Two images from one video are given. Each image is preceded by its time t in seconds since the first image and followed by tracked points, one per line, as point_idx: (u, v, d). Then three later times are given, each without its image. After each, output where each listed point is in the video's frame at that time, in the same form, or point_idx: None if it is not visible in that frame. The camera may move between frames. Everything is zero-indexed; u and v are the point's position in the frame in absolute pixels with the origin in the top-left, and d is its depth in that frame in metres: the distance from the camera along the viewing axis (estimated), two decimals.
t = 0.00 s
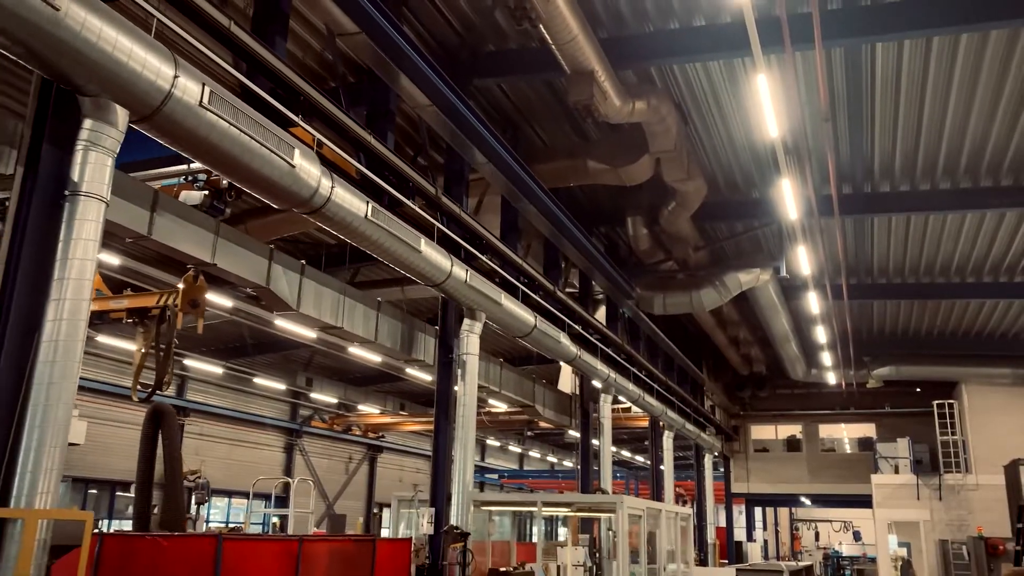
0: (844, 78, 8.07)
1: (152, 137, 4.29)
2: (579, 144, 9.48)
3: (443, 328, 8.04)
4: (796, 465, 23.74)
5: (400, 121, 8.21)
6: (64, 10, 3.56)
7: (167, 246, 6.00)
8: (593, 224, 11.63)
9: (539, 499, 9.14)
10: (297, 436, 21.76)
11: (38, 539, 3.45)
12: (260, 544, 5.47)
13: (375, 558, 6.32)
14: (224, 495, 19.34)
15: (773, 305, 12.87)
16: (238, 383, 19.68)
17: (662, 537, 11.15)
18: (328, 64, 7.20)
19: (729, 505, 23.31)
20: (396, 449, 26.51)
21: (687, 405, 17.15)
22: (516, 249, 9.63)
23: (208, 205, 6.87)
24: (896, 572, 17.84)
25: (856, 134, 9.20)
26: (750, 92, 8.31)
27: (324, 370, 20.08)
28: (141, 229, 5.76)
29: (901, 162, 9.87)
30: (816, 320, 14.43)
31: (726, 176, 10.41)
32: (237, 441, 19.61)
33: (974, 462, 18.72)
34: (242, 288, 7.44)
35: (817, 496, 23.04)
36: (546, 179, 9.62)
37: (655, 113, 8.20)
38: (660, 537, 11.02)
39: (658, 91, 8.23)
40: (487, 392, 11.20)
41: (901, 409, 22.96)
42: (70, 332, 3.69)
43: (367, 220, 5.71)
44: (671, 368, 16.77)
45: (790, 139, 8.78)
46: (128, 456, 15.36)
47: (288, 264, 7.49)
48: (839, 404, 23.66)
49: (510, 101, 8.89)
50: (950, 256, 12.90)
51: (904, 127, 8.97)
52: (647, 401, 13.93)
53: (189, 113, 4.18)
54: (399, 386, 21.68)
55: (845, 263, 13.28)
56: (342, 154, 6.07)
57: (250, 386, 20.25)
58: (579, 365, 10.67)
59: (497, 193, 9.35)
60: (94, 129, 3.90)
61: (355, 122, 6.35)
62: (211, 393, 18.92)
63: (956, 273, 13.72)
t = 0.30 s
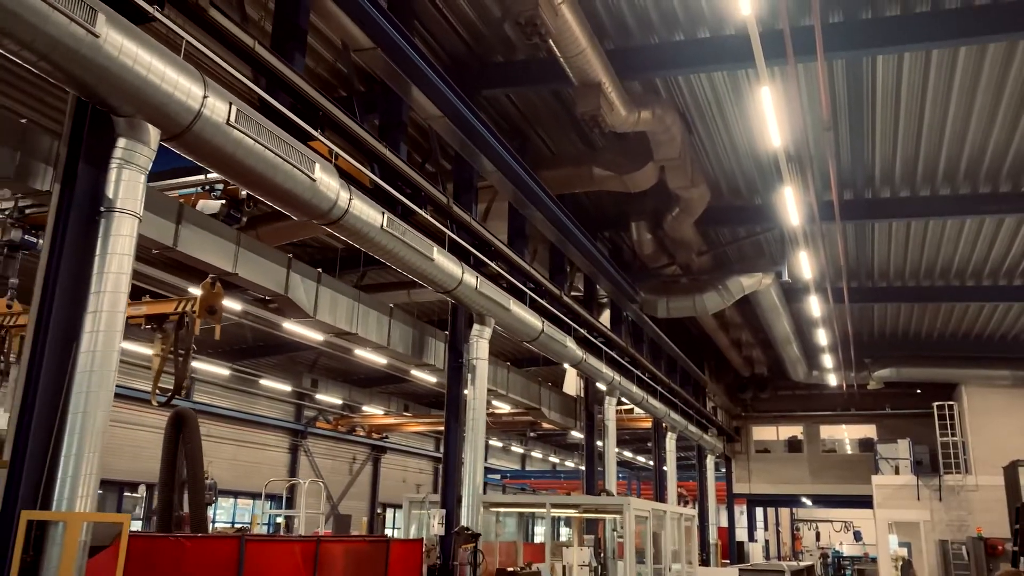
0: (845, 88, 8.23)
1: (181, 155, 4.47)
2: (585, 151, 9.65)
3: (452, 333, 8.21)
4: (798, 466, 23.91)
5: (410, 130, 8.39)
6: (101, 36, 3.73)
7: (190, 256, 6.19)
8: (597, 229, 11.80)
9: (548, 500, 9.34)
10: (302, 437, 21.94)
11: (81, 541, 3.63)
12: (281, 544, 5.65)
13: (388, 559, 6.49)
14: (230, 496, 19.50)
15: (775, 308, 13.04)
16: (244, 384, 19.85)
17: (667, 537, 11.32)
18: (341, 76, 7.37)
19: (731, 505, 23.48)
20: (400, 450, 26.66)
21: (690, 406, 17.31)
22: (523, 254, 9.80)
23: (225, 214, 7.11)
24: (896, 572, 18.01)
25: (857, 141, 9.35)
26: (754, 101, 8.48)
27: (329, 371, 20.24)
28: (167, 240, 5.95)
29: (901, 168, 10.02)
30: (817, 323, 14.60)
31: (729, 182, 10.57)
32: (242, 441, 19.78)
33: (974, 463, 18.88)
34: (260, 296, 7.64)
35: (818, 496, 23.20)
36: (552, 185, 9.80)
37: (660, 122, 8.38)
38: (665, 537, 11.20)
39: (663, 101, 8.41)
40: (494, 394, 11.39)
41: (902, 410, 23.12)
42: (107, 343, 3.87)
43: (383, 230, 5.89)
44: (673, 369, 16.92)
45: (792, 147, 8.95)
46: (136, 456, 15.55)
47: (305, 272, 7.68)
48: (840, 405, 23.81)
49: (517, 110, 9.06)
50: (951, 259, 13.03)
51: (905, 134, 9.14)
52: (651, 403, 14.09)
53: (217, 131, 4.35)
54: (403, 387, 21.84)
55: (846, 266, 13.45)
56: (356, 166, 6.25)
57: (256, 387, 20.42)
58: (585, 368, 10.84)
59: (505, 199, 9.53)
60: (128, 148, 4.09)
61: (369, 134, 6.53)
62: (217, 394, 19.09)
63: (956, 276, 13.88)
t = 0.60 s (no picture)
0: (849, 97, 8.41)
1: (213, 168, 4.64)
2: (593, 158, 9.82)
3: (464, 336, 8.39)
4: (800, 466, 24.09)
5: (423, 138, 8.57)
6: (142, 57, 3.92)
7: (216, 264, 6.41)
8: (603, 233, 11.97)
9: (559, 500, 9.52)
10: (308, 437, 22.13)
11: (124, 539, 3.80)
12: (306, 543, 5.84)
13: (405, 558, 6.68)
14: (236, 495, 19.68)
15: (778, 311, 13.22)
16: (250, 384, 20.02)
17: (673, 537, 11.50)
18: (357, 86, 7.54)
19: (733, 505, 23.64)
20: (404, 450, 26.84)
21: (693, 407, 17.49)
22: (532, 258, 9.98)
23: (245, 221, 7.37)
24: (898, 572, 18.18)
25: (861, 149, 9.54)
26: (760, 109, 8.66)
27: (335, 372, 20.41)
28: (195, 249, 6.18)
29: (903, 174, 10.21)
30: (820, 325, 14.77)
31: (734, 187, 10.74)
32: (249, 441, 19.96)
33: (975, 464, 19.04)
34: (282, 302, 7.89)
35: (820, 496, 23.37)
36: (560, 191, 9.98)
37: (668, 130, 8.55)
38: (671, 536, 11.38)
39: (670, 109, 8.58)
40: (503, 397, 11.59)
41: (903, 411, 23.27)
42: (146, 349, 4.03)
43: (401, 238, 6.08)
44: (677, 371, 17.08)
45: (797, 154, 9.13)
46: (146, 456, 15.74)
47: (325, 278, 7.93)
48: (841, 406, 23.98)
49: (527, 118, 9.23)
50: (953, 262, 13.21)
51: (907, 142, 9.31)
52: (656, 404, 14.27)
53: (248, 146, 4.52)
54: (408, 388, 22.01)
55: (849, 269, 13.62)
56: (374, 174, 6.43)
57: (262, 388, 20.60)
58: (592, 370, 11.03)
59: (514, 205, 9.71)
60: (163, 163, 4.26)
61: (386, 143, 6.70)
62: (224, 394, 19.27)
63: (957, 279, 14.06)
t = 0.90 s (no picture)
0: (851, 106, 8.60)
1: (242, 183, 4.83)
2: (600, 165, 9.99)
3: (475, 340, 8.61)
4: (801, 467, 24.27)
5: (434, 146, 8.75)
6: (178, 79, 4.11)
7: (238, 271, 6.75)
8: (609, 237, 12.15)
9: (568, 501, 9.71)
10: (313, 437, 22.31)
11: (161, 539, 3.98)
12: (327, 543, 6.00)
13: (418, 558, 6.85)
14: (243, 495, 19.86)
15: (780, 313, 13.40)
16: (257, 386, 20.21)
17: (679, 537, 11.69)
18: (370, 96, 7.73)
19: (735, 505, 23.82)
20: (408, 451, 27.02)
21: (696, 408, 17.67)
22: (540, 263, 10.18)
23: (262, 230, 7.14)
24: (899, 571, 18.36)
25: (862, 155, 9.72)
26: (764, 118, 8.85)
27: (341, 373, 20.58)
28: (220, 258, 6.55)
29: (904, 181, 10.40)
30: (822, 328, 14.95)
31: (738, 192, 10.91)
32: (255, 442, 20.15)
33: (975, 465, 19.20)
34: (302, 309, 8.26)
35: (821, 496, 23.55)
36: (567, 197, 10.18)
37: (674, 139, 8.74)
38: (676, 536, 11.57)
39: (676, 118, 8.75)
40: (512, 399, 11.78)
41: (904, 412, 23.43)
42: (181, 357, 4.22)
43: (417, 247, 6.28)
44: (680, 372, 17.24)
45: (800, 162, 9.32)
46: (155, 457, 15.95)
47: (343, 285, 8.29)
48: (843, 407, 24.13)
49: (535, 126, 9.42)
50: (953, 266, 13.38)
51: (908, 149, 9.50)
52: (660, 406, 14.46)
53: (276, 162, 4.71)
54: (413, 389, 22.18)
55: (850, 273, 13.80)
56: (390, 184, 6.62)
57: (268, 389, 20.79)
58: (598, 373, 11.24)
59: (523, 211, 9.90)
60: (196, 179, 4.45)
61: (401, 154, 6.89)
62: (231, 396, 19.46)
63: (957, 282, 14.23)
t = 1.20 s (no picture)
0: (853, 115, 8.77)
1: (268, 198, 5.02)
2: (607, 173, 10.17)
3: (485, 345, 8.79)
4: (803, 468, 24.45)
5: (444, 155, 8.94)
6: (211, 101, 4.29)
7: (263, 280, 6.86)
8: (614, 242, 12.33)
9: (577, 503, 9.90)
10: (319, 439, 22.51)
11: (195, 543, 4.15)
12: (345, 544, 6.19)
13: (432, 558, 7.05)
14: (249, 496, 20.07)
15: (783, 317, 13.58)
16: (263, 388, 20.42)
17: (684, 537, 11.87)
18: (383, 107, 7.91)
19: (738, 505, 24.01)
20: (413, 452, 27.22)
21: (699, 410, 17.86)
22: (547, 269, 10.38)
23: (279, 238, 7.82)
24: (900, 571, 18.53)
25: (864, 163, 9.90)
26: (768, 127, 9.03)
27: (347, 375, 20.75)
28: (245, 269, 6.66)
29: (905, 187, 10.57)
30: (824, 331, 15.12)
31: (741, 198, 11.08)
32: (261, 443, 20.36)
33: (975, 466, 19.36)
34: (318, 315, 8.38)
35: (823, 497, 23.73)
36: (574, 204, 10.37)
37: (679, 147, 8.91)
38: (681, 537, 11.75)
39: (682, 127, 8.93)
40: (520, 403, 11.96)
41: (905, 413, 23.60)
42: (211, 367, 4.40)
43: (432, 256, 6.47)
44: (683, 374, 17.43)
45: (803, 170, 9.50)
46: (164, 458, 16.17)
47: (359, 293, 8.42)
48: (844, 408, 24.30)
49: (543, 134, 9.60)
50: (954, 270, 13.55)
51: (909, 157, 9.68)
52: (664, 408, 14.65)
53: (301, 178, 4.89)
54: (417, 390, 22.36)
55: (852, 277, 13.97)
56: (404, 195, 6.80)
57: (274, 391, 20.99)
58: (604, 376, 11.43)
59: (530, 217, 10.08)
60: (225, 195, 4.62)
61: (414, 165, 7.08)
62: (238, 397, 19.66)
63: (957, 286, 14.39)
